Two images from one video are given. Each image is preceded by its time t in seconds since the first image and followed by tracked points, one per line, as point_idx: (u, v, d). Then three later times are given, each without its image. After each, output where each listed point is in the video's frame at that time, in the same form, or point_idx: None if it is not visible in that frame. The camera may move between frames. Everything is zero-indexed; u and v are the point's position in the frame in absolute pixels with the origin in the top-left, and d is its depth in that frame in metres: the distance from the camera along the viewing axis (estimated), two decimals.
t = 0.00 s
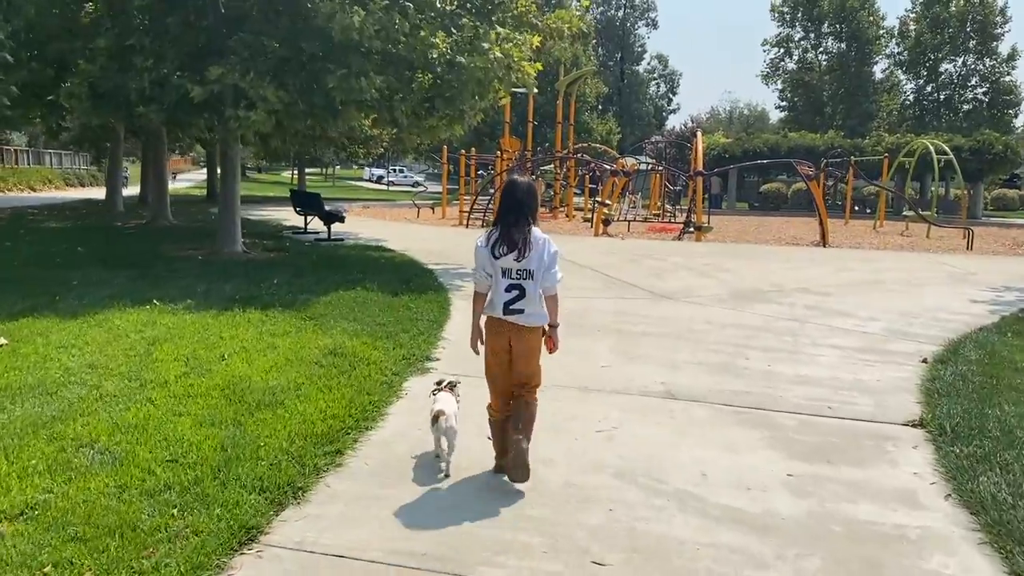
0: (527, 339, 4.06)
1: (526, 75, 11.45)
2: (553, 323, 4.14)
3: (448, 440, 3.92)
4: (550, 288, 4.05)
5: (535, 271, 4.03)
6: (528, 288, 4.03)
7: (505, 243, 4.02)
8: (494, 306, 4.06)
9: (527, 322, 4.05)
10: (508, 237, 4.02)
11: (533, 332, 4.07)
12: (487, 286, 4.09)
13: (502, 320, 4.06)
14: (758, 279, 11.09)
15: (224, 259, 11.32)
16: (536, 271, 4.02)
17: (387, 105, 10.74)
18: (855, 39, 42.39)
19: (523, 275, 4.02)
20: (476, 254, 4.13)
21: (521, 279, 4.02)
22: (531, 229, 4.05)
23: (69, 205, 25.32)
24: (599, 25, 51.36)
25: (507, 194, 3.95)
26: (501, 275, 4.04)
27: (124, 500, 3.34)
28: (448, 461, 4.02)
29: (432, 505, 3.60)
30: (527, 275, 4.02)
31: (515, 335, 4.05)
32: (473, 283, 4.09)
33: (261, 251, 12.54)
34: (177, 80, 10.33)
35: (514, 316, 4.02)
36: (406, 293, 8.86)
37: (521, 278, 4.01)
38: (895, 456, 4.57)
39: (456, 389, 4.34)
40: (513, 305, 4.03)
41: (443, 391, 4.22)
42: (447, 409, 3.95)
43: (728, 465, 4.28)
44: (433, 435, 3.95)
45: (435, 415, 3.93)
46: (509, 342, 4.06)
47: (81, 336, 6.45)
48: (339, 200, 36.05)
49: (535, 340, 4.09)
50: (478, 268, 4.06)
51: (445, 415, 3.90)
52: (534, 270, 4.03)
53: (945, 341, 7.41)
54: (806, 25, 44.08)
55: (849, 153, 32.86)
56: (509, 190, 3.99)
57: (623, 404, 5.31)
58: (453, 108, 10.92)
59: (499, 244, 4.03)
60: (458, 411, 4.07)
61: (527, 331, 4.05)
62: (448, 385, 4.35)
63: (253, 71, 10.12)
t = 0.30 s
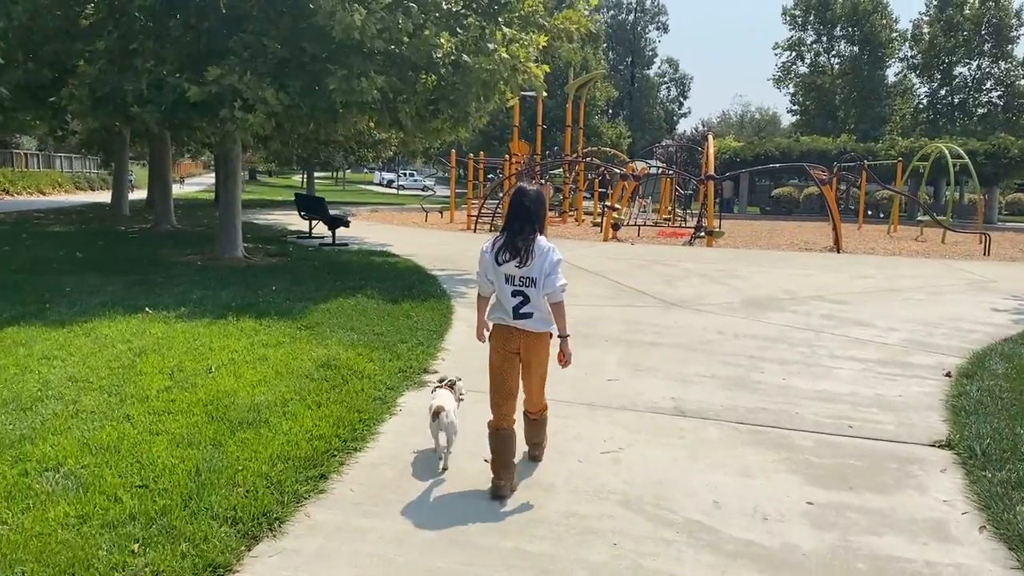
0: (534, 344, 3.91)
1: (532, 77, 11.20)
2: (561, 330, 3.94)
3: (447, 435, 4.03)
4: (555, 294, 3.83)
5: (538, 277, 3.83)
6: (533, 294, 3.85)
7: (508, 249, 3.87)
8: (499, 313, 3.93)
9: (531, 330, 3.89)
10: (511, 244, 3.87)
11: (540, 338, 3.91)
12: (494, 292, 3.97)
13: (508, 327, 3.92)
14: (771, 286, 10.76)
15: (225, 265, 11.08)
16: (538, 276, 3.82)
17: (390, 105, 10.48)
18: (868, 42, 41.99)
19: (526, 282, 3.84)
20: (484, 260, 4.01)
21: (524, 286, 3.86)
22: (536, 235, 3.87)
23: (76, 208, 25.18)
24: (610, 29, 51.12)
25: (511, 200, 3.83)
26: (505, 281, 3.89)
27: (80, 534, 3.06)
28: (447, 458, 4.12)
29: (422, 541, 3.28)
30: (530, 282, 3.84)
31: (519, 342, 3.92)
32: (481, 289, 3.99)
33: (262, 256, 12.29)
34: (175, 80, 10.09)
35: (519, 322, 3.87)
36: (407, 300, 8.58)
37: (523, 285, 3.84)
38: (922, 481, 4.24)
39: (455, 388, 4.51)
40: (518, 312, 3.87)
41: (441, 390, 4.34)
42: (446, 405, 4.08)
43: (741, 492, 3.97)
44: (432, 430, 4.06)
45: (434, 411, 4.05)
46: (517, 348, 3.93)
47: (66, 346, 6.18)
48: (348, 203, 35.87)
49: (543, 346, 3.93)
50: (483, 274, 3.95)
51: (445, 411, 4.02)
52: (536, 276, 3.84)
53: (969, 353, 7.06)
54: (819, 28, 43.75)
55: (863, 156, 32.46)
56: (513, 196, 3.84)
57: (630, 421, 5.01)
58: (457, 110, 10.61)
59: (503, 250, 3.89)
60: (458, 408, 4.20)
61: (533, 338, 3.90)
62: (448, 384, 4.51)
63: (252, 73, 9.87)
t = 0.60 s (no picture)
0: (540, 342, 4.04)
1: (541, 77, 10.94)
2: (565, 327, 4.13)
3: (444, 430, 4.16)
4: (563, 294, 4.04)
5: (549, 276, 4.01)
6: (542, 292, 4.01)
7: (520, 248, 4.01)
8: (506, 310, 4.05)
9: (539, 326, 4.03)
10: (523, 244, 4.00)
11: (546, 334, 4.05)
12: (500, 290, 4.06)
13: (516, 324, 4.04)
14: (786, 294, 10.42)
15: (225, 271, 10.84)
16: (549, 275, 4.00)
17: (393, 107, 10.17)
18: (885, 46, 41.47)
19: (536, 280, 4.00)
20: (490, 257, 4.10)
21: (534, 284, 4.01)
22: (545, 235, 4.04)
23: (84, 213, 25.03)
24: (623, 33, 50.79)
25: (521, 200, 3.94)
26: (515, 279, 4.02)
27: None
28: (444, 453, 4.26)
29: None
30: (540, 280, 4.00)
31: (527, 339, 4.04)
32: (487, 286, 4.05)
33: (264, 262, 12.03)
34: (173, 83, 9.84)
35: (528, 318, 4.01)
36: (408, 308, 8.29)
37: (535, 282, 3.99)
38: (955, 512, 3.89)
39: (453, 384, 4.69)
40: (526, 309, 4.02)
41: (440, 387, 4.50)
42: (444, 401, 4.20)
43: (758, 525, 3.64)
44: (431, 425, 4.19)
45: (432, 407, 4.18)
46: (524, 345, 4.04)
47: (47, 357, 5.91)
48: (358, 208, 35.69)
49: (549, 344, 4.06)
50: (493, 270, 4.01)
51: (442, 407, 4.15)
52: (546, 275, 4.02)
53: (997, 367, 6.68)
54: (834, 32, 43.29)
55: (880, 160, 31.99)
56: (525, 195, 3.96)
57: (636, 441, 4.69)
58: (461, 112, 10.31)
59: (515, 248, 4.01)
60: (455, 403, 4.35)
61: (538, 335, 4.03)
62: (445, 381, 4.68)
63: (251, 75, 9.60)
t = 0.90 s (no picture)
0: (544, 343, 4.18)
1: (552, 77, 10.62)
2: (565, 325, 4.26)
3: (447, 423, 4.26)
4: (566, 295, 4.18)
5: (553, 278, 4.14)
6: (547, 294, 4.14)
7: (526, 252, 4.12)
8: (512, 311, 4.16)
9: (544, 327, 4.16)
10: (529, 248, 4.12)
11: (548, 335, 4.19)
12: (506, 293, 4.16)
13: (521, 325, 4.17)
14: (806, 301, 10.06)
15: (229, 276, 10.57)
16: (554, 278, 4.14)
17: (401, 108, 9.86)
18: (903, 49, 40.93)
19: (541, 282, 4.12)
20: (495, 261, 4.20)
21: (539, 286, 4.13)
22: (549, 237, 4.16)
23: (95, 217, 24.86)
24: (637, 37, 50.46)
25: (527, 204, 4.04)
26: (521, 282, 4.13)
27: None
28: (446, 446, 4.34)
29: None
30: (545, 282, 4.13)
31: (531, 339, 4.18)
32: (494, 288, 4.15)
33: (269, 267, 11.76)
34: (175, 83, 9.54)
35: (532, 321, 4.14)
36: (413, 315, 8.00)
37: (540, 285, 4.11)
38: (1000, 543, 3.55)
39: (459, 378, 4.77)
40: (531, 311, 4.14)
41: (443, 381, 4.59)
42: (447, 395, 4.30)
43: (786, 559, 3.31)
44: (434, 420, 4.28)
45: (436, 401, 4.26)
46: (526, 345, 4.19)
47: (32, 367, 5.64)
48: (371, 212, 35.49)
49: (549, 343, 4.21)
50: (500, 275, 4.13)
51: (446, 400, 4.24)
52: (550, 277, 4.14)
53: None
54: (851, 34, 42.87)
55: (900, 164, 31.42)
56: (531, 200, 4.06)
57: (651, 461, 4.36)
58: (471, 113, 9.97)
59: (521, 252, 4.12)
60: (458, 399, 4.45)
61: (543, 335, 4.17)
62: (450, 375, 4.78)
63: (255, 75, 9.32)
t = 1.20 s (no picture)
0: (553, 343, 4.14)
1: (564, 78, 10.28)
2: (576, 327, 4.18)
3: (455, 427, 4.23)
4: (574, 296, 4.09)
5: (559, 279, 4.06)
6: (553, 296, 4.07)
7: (531, 253, 4.07)
8: (519, 312, 4.13)
9: (552, 327, 4.10)
10: (534, 250, 4.07)
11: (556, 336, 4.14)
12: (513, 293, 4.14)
13: (529, 327, 4.10)
14: (828, 310, 9.72)
15: (234, 285, 10.33)
16: (559, 279, 4.05)
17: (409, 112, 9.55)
18: (924, 50, 40.28)
19: (547, 284, 4.06)
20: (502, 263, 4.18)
21: (546, 288, 4.07)
22: (557, 241, 4.10)
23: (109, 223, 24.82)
24: (654, 40, 50.11)
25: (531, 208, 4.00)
26: (526, 283, 4.09)
27: None
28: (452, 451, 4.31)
29: None
30: (551, 284, 4.06)
31: (540, 340, 4.12)
32: (501, 289, 4.14)
33: (277, 275, 11.53)
34: (178, 87, 9.28)
35: (541, 321, 4.07)
36: (420, 327, 7.71)
37: (546, 286, 4.05)
38: None
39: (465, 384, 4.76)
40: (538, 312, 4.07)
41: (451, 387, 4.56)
42: (455, 399, 4.26)
43: None
44: (442, 424, 4.24)
45: (444, 405, 4.23)
46: (536, 345, 4.13)
47: (17, 384, 5.37)
48: (386, 217, 35.35)
49: (558, 344, 4.16)
50: (506, 275, 4.12)
51: (454, 404, 4.20)
52: (557, 279, 4.07)
53: None
54: (871, 36, 42.45)
55: (921, 167, 30.90)
56: (535, 203, 4.03)
57: (666, 490, 4.05)
58: (481, 115, 9.67)
59: (527, 254, 4.09)
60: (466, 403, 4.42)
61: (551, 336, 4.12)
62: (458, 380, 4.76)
63: (260, 79, 9.08)
